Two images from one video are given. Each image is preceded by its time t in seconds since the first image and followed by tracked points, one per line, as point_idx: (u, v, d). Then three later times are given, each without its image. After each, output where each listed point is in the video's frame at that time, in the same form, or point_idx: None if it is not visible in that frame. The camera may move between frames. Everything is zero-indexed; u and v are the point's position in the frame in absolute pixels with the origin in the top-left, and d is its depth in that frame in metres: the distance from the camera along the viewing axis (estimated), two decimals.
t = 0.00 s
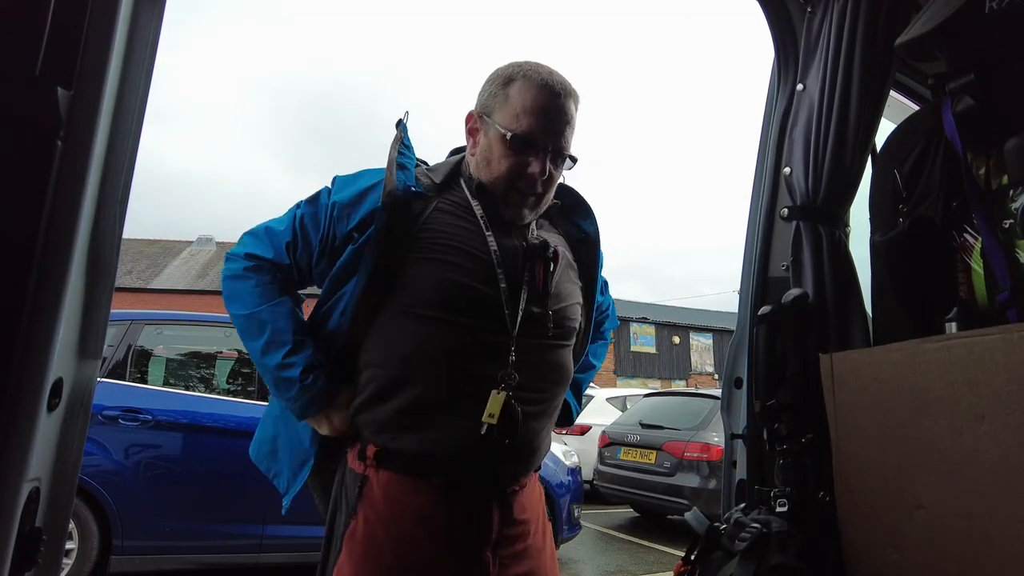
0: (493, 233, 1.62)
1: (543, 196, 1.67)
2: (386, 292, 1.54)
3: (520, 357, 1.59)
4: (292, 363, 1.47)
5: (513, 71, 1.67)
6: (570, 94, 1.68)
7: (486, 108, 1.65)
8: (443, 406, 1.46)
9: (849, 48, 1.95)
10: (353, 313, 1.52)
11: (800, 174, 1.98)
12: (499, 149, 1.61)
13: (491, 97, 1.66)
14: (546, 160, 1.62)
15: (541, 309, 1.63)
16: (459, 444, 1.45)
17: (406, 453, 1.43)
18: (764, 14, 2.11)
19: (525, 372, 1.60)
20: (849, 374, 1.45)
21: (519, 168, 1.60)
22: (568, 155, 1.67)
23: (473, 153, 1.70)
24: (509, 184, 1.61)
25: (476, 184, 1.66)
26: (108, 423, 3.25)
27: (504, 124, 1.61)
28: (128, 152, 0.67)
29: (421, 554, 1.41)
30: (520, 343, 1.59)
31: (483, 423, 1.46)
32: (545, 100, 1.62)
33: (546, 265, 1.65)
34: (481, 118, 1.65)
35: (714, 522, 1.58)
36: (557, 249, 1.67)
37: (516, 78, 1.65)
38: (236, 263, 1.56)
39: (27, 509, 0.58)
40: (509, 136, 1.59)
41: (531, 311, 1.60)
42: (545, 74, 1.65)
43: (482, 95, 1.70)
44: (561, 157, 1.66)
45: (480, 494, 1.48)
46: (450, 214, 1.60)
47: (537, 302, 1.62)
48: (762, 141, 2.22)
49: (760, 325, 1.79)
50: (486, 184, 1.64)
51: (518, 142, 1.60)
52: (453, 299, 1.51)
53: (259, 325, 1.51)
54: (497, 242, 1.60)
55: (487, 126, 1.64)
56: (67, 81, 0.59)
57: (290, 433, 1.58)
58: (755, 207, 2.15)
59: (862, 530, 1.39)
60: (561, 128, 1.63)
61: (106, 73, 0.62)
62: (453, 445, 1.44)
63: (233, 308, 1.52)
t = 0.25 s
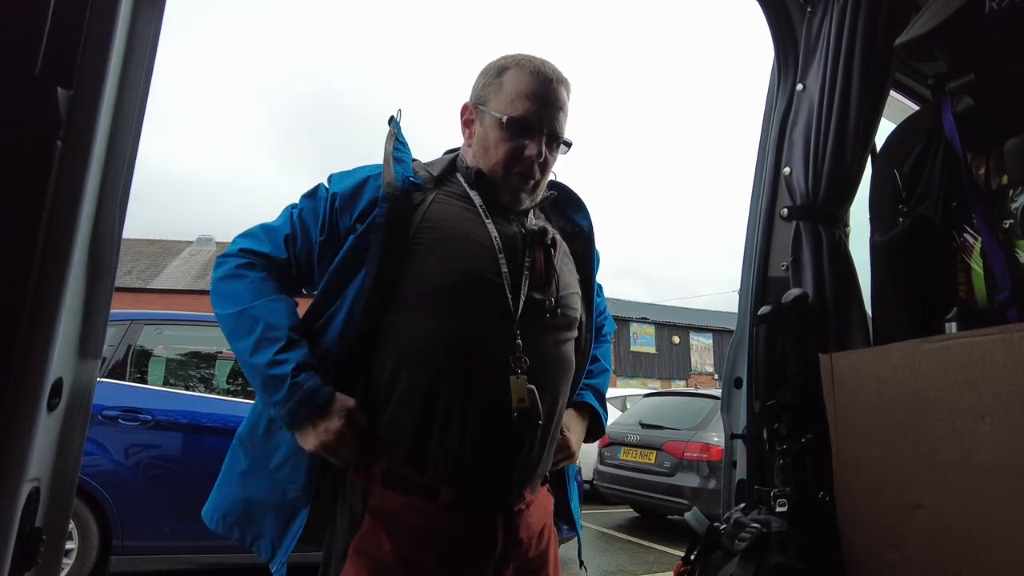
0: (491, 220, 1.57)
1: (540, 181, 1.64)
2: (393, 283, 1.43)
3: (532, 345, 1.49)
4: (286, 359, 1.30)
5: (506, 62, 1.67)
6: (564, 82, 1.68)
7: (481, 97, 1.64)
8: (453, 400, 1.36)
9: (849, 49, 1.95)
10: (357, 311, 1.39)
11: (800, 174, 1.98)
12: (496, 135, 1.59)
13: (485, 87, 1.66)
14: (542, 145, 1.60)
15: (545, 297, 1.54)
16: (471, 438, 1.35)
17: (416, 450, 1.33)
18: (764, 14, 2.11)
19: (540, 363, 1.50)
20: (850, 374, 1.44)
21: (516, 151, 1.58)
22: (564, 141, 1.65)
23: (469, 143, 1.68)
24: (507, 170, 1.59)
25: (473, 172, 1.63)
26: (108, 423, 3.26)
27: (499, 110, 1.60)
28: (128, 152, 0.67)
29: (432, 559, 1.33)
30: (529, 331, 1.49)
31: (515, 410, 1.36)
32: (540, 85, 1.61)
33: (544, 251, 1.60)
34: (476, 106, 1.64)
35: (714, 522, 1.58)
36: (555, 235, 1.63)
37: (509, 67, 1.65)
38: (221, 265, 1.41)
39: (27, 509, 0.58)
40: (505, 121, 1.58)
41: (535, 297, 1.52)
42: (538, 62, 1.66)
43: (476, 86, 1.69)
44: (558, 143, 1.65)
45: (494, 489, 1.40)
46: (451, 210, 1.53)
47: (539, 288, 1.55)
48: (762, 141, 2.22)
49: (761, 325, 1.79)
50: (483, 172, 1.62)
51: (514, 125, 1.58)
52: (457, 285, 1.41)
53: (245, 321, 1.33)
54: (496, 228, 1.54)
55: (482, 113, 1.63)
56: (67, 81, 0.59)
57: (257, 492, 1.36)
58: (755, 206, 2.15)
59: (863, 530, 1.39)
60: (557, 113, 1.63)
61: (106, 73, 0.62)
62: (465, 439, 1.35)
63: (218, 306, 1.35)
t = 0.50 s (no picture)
0: (485, 213, 1.56)
1: (529, 173, 1.64)
2: (396, 277, 1.37)
3: (533, 339, 1.46)
4: (352, 396, 1.22)
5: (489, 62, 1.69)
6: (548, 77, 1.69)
7: (465, 96, 1.66)
8: (452, 396, 1.35)
9: (849, 49, 1.95)
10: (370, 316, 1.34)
11: (800, 173, 1.98)
12: (480, 130, 1.60)
13: (469, 86, 1.68)
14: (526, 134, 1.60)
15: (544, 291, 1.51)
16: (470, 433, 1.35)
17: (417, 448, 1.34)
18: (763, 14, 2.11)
19: (539, 355, 1.47)
20: (850, 374, 1.44)
21: (501, 143, 1.58)
22: (551, 132, 1.65)
23: (458, 143, 1.70)
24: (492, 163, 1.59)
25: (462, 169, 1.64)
26: (108, 423, 3.25)
27: (482, 106, 1.61)
28: (128, 152, 0.67)
29: (430, 559, 1.32)
30: (528, 325, 1.46)
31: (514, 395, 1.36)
32: (520, 77, 1.61)
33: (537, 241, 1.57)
34: (461, 103, 1.65)
35: (714, 522, 1.59)
36: (544, 225, 1.60)
37: (491, 65, 1.66)
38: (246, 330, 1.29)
39: (26, 509, 0.58)
40: (488, 116, 1.59)
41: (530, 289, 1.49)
42: (520, 58, 1.67)
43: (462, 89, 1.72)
44: (543, 132, 1.64)
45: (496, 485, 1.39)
46: (445, 207, 1.52)
47: (536, 280, 1.52)
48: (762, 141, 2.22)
49: (761, 325, 1.79)
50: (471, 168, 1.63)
51: (498, 118, 1.59)
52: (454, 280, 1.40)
53: (293, 371, 1.23)
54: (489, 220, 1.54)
55: (468, 111, 1.64)
56: (67, 81, 0.59)
57: (285, 527, 1.26)
58: (755, 206, 2.15)
59: (863, 531, 1.38)
60: (539, 103, 1.62)
61: (105, 73, 0.62)
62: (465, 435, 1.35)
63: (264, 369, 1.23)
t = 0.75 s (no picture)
0: (478, 210, 1.57)
1: (517, 168, 1.66)
2: (390, 273, 1.39)
3: (526, 333, 1.45)
4: (361, 387, 1.22)
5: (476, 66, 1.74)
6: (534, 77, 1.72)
7: (453, 99, 1.69)
8: (446, 391, 1.35)
9: (848, 48, 1.95)
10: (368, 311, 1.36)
11: (800, 173, 1.98)
12: (467, 129, 1.63)
13: (457, 90, 1.71)
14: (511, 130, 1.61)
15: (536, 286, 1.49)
16: (464, 427, 1.35)
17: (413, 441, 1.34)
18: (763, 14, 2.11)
19: (531, 349, 1.44)
20: (850, 374, 1.44)
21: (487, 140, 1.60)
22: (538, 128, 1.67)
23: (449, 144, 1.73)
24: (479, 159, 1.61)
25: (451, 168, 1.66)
26: (108, 423, 3.25)
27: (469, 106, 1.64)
28: (128, 153, 0.67)
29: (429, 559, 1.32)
30: (521, 319, 1.44)
31: (490, 390, 1.34)
32: (505, 76, 1.64)
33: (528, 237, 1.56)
34: (449, 106, 1.69)
35: (714, 522, 1.59)
36: (538, 222, 1.58)
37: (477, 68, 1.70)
38: (245, 328, 1.29)
39: (26, 509, 0.58)
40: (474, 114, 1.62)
41: (521, 283, 1.47)
42: (505, 59, 1.70)
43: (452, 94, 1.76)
44: (529, 128, 1.65)
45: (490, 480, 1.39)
46: (442, 204, 1.54)
47: (529, 275, 1.49)
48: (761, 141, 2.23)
49: (761, 324, 1.78)
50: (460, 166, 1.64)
51: (483, 115, 1.62)
52: (448, 275, 1.39)
53: (298, 366, 1.22)
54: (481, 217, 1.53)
55: (456, 112, 1.68)
56: (67, 81, 0.59)
57: (281, 526, 1.24)
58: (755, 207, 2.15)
59: (863, 530, 1.38)
60: (524, 101, 1.64)
61: (106, 73, 0.62)
62: (459, 430, 1.35)
63: (268, 364, 1.23)
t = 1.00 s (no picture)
0: (478, 209, 1.57)
1: (515, 167, 1.65)
2: (392, 267, 1.37)
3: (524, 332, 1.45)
4: (358, 362, 1.21)
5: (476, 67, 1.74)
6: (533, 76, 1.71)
7: (452, 99, 1.70)
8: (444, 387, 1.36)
9: (848, 48, 1.95)
10: (363, 312, 1.34)
11: (800, 173, 1.98)
12: (465, 129, 1.63)
13: (457, 90, 1.72)
14: (508, 128, 1.61)
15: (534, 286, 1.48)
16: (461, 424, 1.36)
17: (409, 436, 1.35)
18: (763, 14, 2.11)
19: (527, 348, 1.45)
20: (850, 373, 1.44)
21: (484, 138, 1.61)
22: (536, 127, 1.66)
23: (449, 144, 1.73)
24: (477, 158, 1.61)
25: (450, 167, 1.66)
26: (107, 423, 3.25)
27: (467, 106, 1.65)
28: (128, 153, 0.67)
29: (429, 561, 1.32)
30: (518, 318, 1.44)
31: (487, 389, 1.36)
32: (502, 76, 1.65)
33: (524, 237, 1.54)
34: (448, 105, 1.70)
35: (714, 522, 1.59)
36: (537, 222, 1.56)
37: (477, 68, 1.70)
38: (239, 311, 1.28)
39: (26, 510, 0.58)
40: (472, 114, 1.62)
41: (520, 282, 1.46)
42: (503, 59, 1.70)
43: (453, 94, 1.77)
44: (527, 126, 1.64)
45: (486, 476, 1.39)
46: (442, 202, 1.53)
47: (527, 275, 1.48)
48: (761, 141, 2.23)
49: (761, 324, 1.79)
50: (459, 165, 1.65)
51: (480, 114, 1.62)
52: (447, 273, 1.39)
53: (293, 343, 1.20)
54: (481, 216, 1.53)
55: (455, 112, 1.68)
56: (67, 82, 0.59)
57: (293, 529, 1.22)
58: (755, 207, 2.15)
59: (863, 531, 1.38)
60: (521, 99, 1.64)
61: (106, 73, 0.62)
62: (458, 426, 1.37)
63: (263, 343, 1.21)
